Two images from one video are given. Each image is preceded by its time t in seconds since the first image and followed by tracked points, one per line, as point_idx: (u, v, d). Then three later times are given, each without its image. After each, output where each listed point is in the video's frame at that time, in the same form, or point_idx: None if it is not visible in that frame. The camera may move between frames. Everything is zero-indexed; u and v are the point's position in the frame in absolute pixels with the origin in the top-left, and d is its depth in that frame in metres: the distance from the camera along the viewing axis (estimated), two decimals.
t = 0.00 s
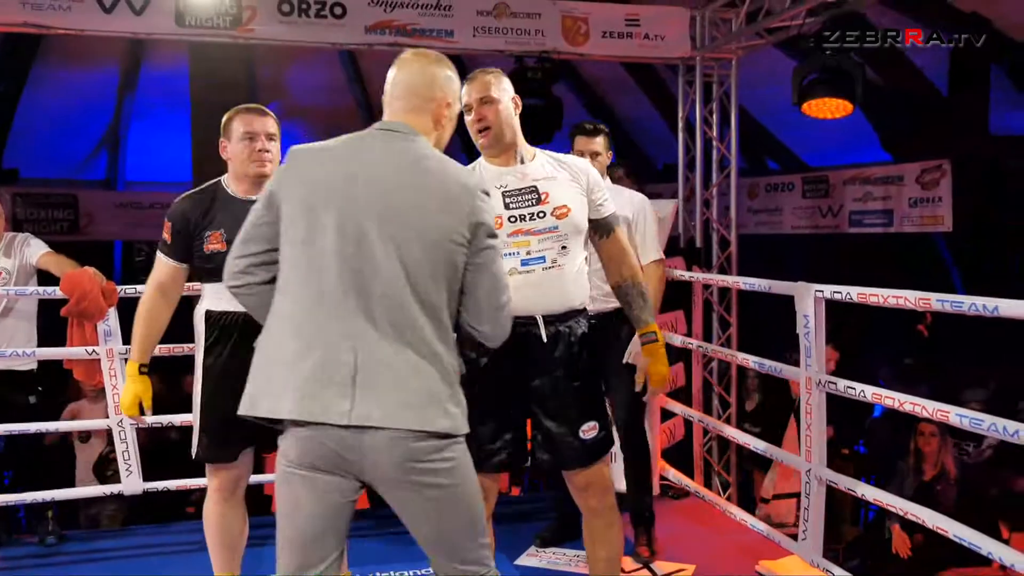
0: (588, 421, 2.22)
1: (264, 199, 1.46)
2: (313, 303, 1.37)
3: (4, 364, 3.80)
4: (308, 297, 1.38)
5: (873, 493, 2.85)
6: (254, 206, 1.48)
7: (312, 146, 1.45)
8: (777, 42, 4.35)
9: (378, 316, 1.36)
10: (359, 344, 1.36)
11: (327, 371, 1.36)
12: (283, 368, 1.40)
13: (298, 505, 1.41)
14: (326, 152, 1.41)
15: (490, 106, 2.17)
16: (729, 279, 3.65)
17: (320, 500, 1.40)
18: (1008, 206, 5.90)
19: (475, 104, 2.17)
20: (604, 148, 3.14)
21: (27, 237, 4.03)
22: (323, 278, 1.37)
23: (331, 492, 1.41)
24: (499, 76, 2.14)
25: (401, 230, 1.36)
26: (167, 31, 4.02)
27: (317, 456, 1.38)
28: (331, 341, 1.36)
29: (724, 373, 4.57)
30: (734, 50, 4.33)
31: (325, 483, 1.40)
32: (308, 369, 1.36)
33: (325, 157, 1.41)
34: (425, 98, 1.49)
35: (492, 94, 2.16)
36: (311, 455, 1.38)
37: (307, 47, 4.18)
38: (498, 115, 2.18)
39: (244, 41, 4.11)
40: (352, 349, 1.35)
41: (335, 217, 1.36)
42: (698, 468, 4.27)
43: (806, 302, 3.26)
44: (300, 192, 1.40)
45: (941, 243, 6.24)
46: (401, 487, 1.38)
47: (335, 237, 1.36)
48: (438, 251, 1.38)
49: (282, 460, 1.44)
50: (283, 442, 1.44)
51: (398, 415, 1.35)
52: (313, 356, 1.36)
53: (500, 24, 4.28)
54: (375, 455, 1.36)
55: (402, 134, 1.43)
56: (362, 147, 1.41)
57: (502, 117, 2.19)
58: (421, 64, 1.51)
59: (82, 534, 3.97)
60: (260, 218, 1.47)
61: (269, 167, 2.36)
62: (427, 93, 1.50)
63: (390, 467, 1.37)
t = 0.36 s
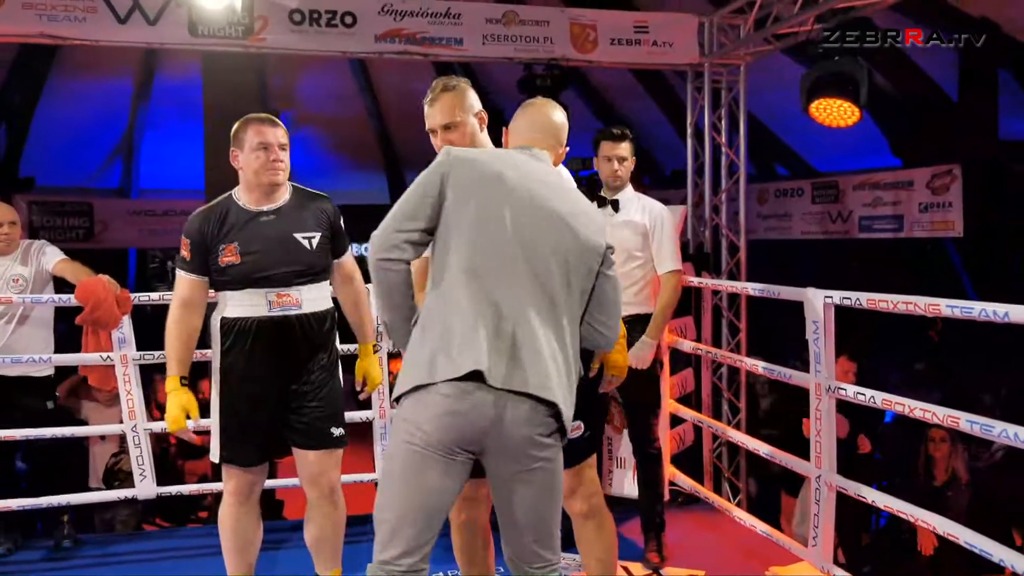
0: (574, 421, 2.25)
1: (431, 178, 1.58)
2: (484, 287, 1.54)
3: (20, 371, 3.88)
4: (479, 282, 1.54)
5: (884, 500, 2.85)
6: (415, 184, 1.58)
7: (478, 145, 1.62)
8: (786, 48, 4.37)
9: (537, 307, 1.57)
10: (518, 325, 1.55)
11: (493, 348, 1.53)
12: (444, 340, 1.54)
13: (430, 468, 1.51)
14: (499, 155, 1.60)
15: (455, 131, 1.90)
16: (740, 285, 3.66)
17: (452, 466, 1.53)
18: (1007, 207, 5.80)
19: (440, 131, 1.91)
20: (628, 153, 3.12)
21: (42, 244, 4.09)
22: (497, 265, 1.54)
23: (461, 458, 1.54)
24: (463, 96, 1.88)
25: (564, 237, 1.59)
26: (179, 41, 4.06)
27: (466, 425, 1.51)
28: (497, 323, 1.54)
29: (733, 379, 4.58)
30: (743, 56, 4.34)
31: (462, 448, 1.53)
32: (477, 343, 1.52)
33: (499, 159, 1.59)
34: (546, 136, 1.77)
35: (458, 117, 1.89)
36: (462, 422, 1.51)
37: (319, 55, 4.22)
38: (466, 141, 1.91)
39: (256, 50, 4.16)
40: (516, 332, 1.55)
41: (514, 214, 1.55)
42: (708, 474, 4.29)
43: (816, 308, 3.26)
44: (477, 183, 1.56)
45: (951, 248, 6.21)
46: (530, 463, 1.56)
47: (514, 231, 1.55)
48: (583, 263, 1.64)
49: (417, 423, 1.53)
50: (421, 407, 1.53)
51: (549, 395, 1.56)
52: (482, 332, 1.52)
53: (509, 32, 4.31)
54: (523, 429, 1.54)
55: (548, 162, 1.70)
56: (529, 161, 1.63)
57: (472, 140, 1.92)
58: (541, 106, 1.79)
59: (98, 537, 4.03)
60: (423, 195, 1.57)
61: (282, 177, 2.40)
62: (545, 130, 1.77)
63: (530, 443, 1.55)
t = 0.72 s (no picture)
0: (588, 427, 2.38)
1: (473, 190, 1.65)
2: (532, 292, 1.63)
3: (48, 370, 4.01)
4: (525, 287, 1.63)
5: (891, 499, 2.92)
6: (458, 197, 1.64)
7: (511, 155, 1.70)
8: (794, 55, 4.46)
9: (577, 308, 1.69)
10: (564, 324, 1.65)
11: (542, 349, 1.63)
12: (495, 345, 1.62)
13: (488, 470, 1.59)
14: (534, 163, 1.69)
15: (475, 128, 2.01)
16: (749, 288, 3.73)
17: (507, 467, 1.61)
18: (1007, 206, 5.79)
19: (461, 127, 2.01)
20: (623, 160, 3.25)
21: (69, 248, 4.22)
22: (544, 271, 1.64)
23: (515, 457, 1.62)
24: (481, 94, 1.99)
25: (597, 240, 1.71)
26: (202, 51, 4.18)
27: (521, 426, 1.60)
28: (545, 325, 1.64)
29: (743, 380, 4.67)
30: (752, 63, 4.43)
31: (517, 448, 1.61)
32: (529, 348, 1.61)
33: (536, 169, 1.69)
34: (561, 129, 1.82)
35: (478, 115, 2.00)
36: (517, 424, 1.59)
37: (337, 64, 4.34)
38: (485, 137, 2.02)
39: (276, 59, 4.27)
40: (562, 333, 1.65)
41: (553, 221, 1.66)
42: (718, 474, 4.36)
43: (824, 311, 3.32)
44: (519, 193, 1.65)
45: (960, 251, 6.24)
46: (575, 455, 1.67)
47: (556, 238, 1.65)
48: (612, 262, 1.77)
49: (471, 429, 1.60)
50: (476, 414, 1.60)
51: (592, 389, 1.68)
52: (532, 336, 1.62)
53: (522, 41, 4.42)
54: (571, 425, 1.65)
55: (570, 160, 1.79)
56: (559, 167, 1.73)
57: (490, 137, 2.03)
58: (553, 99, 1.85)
59: (123, 533, 4.15)
60: (468, 207, 1.64)
61: (346, 185, 2.54)
62: (558, 122, 1.82)
63: (576, 437, 1.66)
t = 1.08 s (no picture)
0: (610, 430, 2.52)
1: (435, 217, 1.57)
2: (519, 314, 1.56)
3: (87, 369, 4.21)
4: (512, 311, 1.56)
5: (894, 497, 3.05)
6: (423, 230, 1.58)
7: (472, 167, 1.60)
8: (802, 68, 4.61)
9: (569, 316, 1.60)
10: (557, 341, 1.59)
11: (536, 370, 1.56)
12: (487, 375, 1.57)
13: (505, 497, 1.57)
14: (497, 171, 1.59)
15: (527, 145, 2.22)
16: (755, 293, 3.89)
17: (527, 489, 1.59)
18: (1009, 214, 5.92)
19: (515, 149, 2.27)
20: (626, 168, 3.43)
21: (107, 253, 4.43)
22: (528, 289, 1.57)
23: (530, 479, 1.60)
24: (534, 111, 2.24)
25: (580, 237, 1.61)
26: (234, 66, 4.40)
27: (530, 450, 1.57)
28: (537, 344, 1.57)
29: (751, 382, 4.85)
30: (759, 77, 4.62)
31: (531, 470, 1.59)
32: (522, 375, 1.55)
33: (499, 177, 1.59)
34: (530, 109, 1.69)
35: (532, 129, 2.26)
36: (523, 451, 1.56)
37: (361, 78, 4.55)
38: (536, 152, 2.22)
39: (304, 74, 4.50)
40: (555, 348, 1.58)
41: (530, 236, 1.56)
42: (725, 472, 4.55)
43: (829, 315, 3.47)
44: (487, 210, 1.56)
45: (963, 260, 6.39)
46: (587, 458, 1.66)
47: (535, 251, 1.56)
48: (603, 251, 1.67)
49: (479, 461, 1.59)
50: (481, 449, 1.58)
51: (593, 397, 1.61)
52: (523, 359, 1.56)
53: (539, 56, 4.61)
54: (577, 438, 1.62)
55: (541, 146, 1.68)
56: (525, 166, 1.62)
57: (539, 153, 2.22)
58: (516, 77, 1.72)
59: (157, 524, 4.37)
60: (433, 240, 1.58)
61: (393, 191, 2.74)
62: (527, 102, 1.70)
63: (586, 445, 1.64)
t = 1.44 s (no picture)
0: (641, 428, 2.49)
1: (451, 220, 1.67)
2: (525, 313, 1.64)
3: (125, 365, 4.43)
4: (518, 310, 1.64)
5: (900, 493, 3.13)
6: (439, 232, 1.68)
7: (486, 171, 1.69)
8: (811, 76, 4.78)
9: (576, 317, 1.67)
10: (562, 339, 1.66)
11: (542, 369, 1.63)
12: (495, 372, 1.65)
13: (510, 489, 1.66)
14: (510, 176, 1.67)
15: (597, 142, 2.44)
16: (765, 294, 4.05)
17: (529, 484, 1.67)
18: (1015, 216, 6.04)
19: (584, 141, 2.46)
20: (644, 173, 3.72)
21: (144, 256, 4.65)
22: (535, 290, 1.64)
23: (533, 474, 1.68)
24: (611, 115, 2.40)
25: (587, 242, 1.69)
26: (264, 76, 4.61)
27: (534, 446, 1.65)
28: (543, 344, 1.64)
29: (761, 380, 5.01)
30: (770, 85, 4.80)
31: (534, 466, 1.67)
32: (527, 372, 1.63)
33: (512, 182, 1.67)
34: (545, 113, 1.77)
35: (601, 130, 2.42)
36: (528, 446, 1.64)
37: (385, 87, 4.76)
38: (604, 152, 2.46)
39: (331, 83, 4.71)
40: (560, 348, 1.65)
41: (534, 238, 1.65)
42: (737, 468, 4.69)
43: (837, 315, 3.58)
44: (499, 213, 1.64)
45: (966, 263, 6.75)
46: (591, 458, 1.72)
47: (540, 253, 1.65)
48: (610, 256, 1.74)
49: (487, 454, 1.66)
50: (487, 443, 1.67)
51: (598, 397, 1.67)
52: (530, 358, 1.63)
53: (556, 65, 4.80)
54: (579, 435, 1.69)
55: (557, 151, 1.75)
56: (536, 171, 1.70)
57: (607, 155, 2.47)
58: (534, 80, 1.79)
59: (191, 512, 4.59)
60: (449, 241, 1.68)
61: (406, 196, 2.91)
62: (541, 106, 1.77)
63: (589, 440, 1.70)
